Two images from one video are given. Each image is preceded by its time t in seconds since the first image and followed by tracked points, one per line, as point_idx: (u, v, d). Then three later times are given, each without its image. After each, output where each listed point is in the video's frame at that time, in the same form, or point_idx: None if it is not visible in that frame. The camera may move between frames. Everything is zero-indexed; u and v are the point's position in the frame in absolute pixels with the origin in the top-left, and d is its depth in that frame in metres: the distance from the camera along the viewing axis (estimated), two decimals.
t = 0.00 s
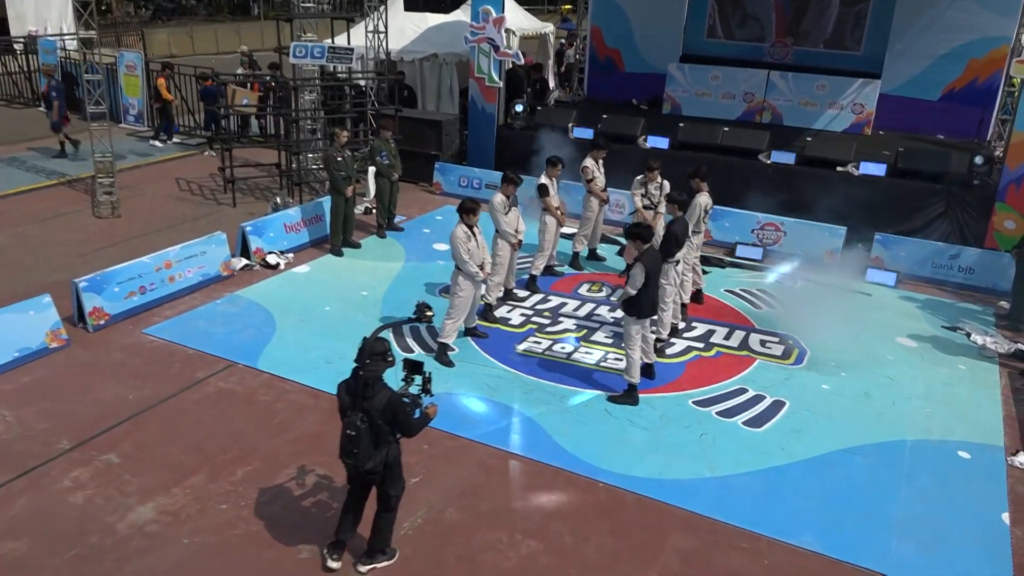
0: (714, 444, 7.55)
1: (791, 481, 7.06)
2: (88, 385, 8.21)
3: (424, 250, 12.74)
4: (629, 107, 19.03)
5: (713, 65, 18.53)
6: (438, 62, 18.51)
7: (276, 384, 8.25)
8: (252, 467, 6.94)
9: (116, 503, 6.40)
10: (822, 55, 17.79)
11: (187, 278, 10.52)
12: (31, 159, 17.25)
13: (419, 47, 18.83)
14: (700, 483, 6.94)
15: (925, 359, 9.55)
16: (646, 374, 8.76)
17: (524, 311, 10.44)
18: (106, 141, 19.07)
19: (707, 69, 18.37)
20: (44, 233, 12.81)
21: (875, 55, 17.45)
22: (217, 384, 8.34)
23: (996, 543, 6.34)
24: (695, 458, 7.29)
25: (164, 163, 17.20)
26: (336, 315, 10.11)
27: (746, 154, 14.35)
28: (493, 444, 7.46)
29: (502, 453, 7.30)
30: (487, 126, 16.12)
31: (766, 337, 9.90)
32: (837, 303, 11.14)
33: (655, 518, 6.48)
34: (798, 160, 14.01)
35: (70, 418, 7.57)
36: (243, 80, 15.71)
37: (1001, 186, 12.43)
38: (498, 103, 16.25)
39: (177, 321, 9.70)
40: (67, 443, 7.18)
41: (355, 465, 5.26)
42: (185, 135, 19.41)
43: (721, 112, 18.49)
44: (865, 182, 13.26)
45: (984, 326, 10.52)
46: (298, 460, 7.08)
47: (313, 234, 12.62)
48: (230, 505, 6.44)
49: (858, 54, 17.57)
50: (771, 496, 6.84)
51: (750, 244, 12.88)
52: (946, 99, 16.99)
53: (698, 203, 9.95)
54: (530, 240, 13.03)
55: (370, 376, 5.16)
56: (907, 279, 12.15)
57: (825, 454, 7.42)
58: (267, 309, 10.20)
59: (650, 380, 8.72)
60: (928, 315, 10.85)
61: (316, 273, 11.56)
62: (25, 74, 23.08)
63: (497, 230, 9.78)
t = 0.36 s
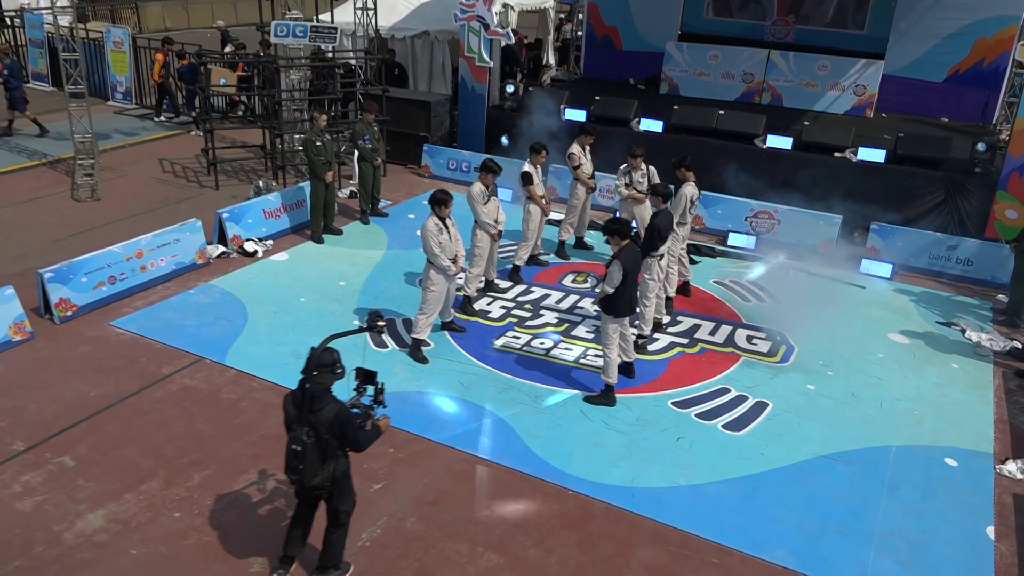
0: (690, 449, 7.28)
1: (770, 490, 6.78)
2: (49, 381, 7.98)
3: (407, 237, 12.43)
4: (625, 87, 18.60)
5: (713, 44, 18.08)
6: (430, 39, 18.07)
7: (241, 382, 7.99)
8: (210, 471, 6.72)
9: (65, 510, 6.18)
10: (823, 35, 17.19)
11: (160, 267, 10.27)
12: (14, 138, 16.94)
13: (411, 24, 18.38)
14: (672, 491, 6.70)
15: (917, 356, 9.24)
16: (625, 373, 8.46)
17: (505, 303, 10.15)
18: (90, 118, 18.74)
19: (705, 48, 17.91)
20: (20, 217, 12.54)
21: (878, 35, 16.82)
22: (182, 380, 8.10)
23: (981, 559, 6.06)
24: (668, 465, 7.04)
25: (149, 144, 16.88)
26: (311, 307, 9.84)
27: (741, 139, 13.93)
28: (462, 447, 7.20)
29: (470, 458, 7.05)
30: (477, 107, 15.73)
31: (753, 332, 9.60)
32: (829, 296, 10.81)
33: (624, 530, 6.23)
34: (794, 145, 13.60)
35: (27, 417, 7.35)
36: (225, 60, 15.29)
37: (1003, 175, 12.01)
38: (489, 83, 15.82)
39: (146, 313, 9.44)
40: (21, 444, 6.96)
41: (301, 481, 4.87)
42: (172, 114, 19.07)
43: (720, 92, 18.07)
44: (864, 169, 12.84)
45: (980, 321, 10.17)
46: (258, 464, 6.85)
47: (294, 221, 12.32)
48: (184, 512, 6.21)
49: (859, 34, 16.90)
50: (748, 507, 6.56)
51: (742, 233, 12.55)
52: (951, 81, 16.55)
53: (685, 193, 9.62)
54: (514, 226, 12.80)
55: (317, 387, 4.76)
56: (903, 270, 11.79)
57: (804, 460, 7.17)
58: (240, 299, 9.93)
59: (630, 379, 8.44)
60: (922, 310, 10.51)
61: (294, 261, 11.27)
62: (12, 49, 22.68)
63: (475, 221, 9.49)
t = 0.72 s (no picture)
0: (662, 456, 7.06)
1: (741, 500, 6.56)
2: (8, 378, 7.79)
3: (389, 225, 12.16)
4: (621, 68, 18.18)
5: (711, 24, 17.62)
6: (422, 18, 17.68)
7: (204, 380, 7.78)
8: (164, 476, 6.53)
9: (11, 518, 6.02)
10: (824, 14, 16.73)
11: (133, 257, 10.04)
12: None
13: (402, 2, 17.97)
14: (640, 501, 6.49)
15: (905, 356, 8.96)
16: (601, 373, 8.21)
17: (483, 296, 9.89)
18: (77, 97, 18.46)
19: (704, 29, 17.48)
20: None
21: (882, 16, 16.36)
22: (145, 378, 7.89)
23: None
24: (638, 473, 6.83)
25: (134, 126, 16.60)
26: (284, 300, 9.60)
27: (735, 124, 13.54)
28: (427, 452, 6.99)
29: (434, 464, 6.84)
30: (467, 90, 15.37)
31: (736, 329, 9.34)
32: (818, 291, 10.51)
33: (586, 542, 6.03)
34: (790, 132, 13.18)
35: None
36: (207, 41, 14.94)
37: (1004, 165, 11.62)
38: (479, 65, 15.44)
39: (115, 305, 9.23)
40: None
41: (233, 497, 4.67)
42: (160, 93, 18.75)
43: (718, 74, 17.65)
44: (860, 157, 12.47)
45: (973, 318, 9.87)
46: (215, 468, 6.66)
47: (273, 208, 12.06)
48: (133, 520, 6.04)
49: (862, 15, 16.46)
50: (717, 519, 6.34)
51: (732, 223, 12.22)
52: (955, 64, 16.06)
53: (667, 186, 9.39)
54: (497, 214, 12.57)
55: (248, 402, 4.53)
56: (896, 263, 11.47)
57: (779, 468, 6.94)
58: (213, 291, 9.70)
59: (605, 379, 8.20)
60: (913, 306, 10.21)
61: (271, 250, 11.02)
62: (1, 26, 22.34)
63: (451, 213, 9.24)
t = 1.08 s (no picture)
0: (630, 461, 6.88)
1: (708, 509, 6.39)
2: None
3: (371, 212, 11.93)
4: (616, 49, 17.77)
5: (710, 3, 17.17)
6: None
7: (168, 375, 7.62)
8: (118, 478, 6.40)
9: None
10: None
11: (106, 245, 9.87)
12: None
13: None
14: (603, 509, 6.32)
15: (890, 356, 8.72)
16: (575, 372, 8.02)
17: (460, 289, 9.68)
18: (65, 75, 18.19)
19: (703, 8, 17.05)
20: None
21: None
22: (110, 373, 7.76)
23: None
24: (604, 479, 6.66)
25: (120, 106, 16.34)
26: (257, 291, 9.41)
27: (730, 109, 13.19)
28: (389, 454, 6.84)
29: (396, 467, 6.69)
30: (457, 71, 15.05)
31: (718, 325, 9.12)
32: (805, 285, 10.26)
33: (544, 552, 5.88)
34: (784, 118, 12.79)
35: None
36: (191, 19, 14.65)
37: (1003, 155, 11.26)
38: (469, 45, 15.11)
39: (85, 295, 9.06)
40: None
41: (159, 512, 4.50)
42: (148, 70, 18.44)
43: (716, 55, 17.24)
44: (856, 145, 12.12)
45: (963, 316, 9.62)
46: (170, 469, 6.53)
47: (253, 193, 11.84)
48: (82, 525, 5.91)
49: None
50: (682, 528, 6.18)
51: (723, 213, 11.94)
52: (961, 46, 15.60)
53: (648, 178, 9.16)
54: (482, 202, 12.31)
55: (169, 414, 4.37)
56: (889, 255, 11.19)
57: (750, 476, 6.77)
58: (185, 281, 9.53)
59: (579, 379, 8.01)
60: (903, 301, 9.94)
61: (248, 238, 10.83)
62: None
63: (426, 204, 9.01)
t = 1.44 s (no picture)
0: (608, 481, 6.72)
1: (684, 533, 6.22)
2: None
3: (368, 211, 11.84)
4: (627, 44, 17.46)
5: None
6: None
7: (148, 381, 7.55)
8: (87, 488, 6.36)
9: None
10: None
11: (98, 245, 9.86)
12: None
13: None
14: (575, 532, 6.17)
15: (887, 372, 8.45)
16: (559, 385, 7.86)
17: (450, 293, 9.54)
18: (76, 66, 18.24)
19: (716, 3, 16.69)
20: None
21: None
22: (91, 377, 7.73)
23: None
24: (579, 499, 6.51)
25: (128, 99, 16.34)
26: (246, 294, 9.34)
27: (737, 110, 12.87)
28: (363, 468, 6.74)
29: (368, 482, 6.59)
30: (462, 67, 14.86)
31: (711, 336, 8.90)
32: (806, 294, 10.00)
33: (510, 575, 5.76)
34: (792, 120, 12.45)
35: None
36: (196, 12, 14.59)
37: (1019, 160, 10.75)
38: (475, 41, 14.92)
39: (73, 296, 9.05)
40: None
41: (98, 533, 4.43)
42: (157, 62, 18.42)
43: (729, 52, 16.87)
44: (866, 149, 11.80)
45: (968, 330, 9.31)
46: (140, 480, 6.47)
47: (250, 191, 11.78)
48: (46, 537, 5.88)
49: None
50: (654, 553, 6.02)
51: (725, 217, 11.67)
52: (982, 45, 15.12)
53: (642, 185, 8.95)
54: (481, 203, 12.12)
55: (107, 435, 4.29)
56: (895, 264, 10.88)
57: (730, 499, 6.58)
58: (175, 283, 9.48)
59: (563, 392, 7.85)
60: (906, 314, 9.64)
61: (242, 237, 10.76)
62: None
63: (414, 209, 8.88)
